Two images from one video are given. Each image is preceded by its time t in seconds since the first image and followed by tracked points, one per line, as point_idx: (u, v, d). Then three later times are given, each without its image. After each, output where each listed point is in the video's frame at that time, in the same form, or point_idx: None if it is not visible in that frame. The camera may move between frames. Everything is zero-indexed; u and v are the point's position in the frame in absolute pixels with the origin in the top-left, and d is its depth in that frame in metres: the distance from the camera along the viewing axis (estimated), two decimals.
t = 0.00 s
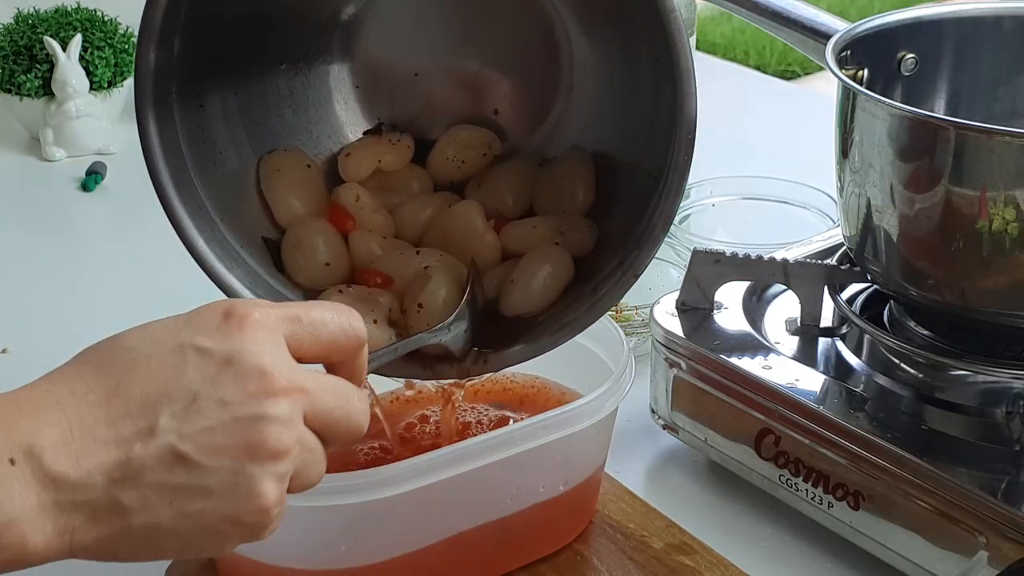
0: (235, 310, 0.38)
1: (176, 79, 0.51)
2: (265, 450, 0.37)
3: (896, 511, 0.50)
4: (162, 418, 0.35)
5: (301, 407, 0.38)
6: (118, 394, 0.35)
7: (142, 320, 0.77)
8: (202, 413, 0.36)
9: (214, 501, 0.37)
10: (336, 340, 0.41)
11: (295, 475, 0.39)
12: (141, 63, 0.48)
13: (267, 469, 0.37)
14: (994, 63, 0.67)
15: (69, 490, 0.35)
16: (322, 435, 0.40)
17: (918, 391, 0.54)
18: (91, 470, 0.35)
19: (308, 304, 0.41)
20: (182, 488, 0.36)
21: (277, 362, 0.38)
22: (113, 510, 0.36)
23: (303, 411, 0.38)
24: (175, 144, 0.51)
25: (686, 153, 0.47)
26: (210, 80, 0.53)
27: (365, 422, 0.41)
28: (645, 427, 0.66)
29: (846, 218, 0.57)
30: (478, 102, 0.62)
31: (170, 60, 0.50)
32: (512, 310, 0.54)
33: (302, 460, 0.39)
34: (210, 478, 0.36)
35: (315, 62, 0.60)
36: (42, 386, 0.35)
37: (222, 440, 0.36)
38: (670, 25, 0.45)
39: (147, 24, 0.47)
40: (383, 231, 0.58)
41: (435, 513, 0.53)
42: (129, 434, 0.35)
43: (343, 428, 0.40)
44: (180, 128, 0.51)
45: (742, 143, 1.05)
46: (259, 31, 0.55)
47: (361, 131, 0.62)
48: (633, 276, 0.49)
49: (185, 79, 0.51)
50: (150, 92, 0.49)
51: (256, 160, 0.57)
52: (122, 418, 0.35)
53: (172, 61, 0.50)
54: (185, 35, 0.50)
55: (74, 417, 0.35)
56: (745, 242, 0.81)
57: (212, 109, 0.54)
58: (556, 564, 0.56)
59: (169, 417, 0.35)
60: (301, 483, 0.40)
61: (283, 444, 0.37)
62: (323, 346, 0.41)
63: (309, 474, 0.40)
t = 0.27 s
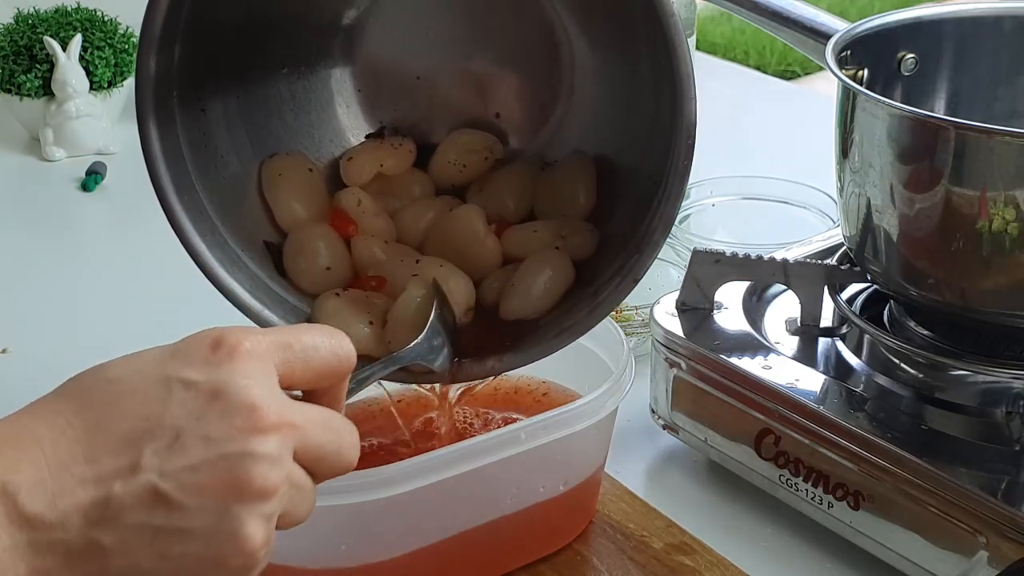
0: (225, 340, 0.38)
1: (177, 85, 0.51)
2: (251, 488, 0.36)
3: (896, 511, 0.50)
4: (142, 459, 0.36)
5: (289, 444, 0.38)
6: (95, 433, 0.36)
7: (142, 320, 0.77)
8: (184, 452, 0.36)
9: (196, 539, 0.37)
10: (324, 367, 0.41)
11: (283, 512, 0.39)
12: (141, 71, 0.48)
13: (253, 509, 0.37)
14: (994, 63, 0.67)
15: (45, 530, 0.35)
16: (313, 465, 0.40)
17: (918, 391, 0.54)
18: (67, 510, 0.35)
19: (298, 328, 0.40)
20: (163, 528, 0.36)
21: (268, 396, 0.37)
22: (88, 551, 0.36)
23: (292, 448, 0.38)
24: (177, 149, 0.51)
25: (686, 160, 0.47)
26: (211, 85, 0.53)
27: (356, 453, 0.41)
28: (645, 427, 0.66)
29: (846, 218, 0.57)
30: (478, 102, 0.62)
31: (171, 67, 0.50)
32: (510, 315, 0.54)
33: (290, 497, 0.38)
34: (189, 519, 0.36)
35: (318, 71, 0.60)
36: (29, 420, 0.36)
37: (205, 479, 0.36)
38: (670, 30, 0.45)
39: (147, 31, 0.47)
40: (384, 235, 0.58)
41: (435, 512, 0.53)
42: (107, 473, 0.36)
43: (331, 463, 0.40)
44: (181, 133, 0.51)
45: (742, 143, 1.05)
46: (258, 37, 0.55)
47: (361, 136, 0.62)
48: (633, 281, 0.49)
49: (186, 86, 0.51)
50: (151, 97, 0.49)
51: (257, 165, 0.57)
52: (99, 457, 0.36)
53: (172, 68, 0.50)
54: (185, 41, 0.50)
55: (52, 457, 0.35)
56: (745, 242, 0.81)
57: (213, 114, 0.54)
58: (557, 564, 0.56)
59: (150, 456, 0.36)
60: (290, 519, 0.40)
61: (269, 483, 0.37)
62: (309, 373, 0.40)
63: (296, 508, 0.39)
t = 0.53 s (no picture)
0: (184, 334, 0.37)
1: (181, 83, 0.51)
2: (214, 485, 0.37)
3: (896, 511, 0.50)
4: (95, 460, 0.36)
5: (253, 439, 0.38)
6: (52, 434, 0.36)
7: (142, 319, 0.77)
8: (142, 452, 0.36)
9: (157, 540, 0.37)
10: (285, 361, 0.41)
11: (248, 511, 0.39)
12: (145, 72, 0.48)
13: (216, 506, 0.37)
14: (994, 63, 0.67)
15: None
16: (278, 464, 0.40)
17: (918, 391, 0.54)
18: (23, 511, 0.36)
19: (256, 322, 0.40)
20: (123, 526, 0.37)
21: (230, 391, 0.37)
22: (45, 552, 0.37)
23: (256, 444, 0.38)
24: (182, 148, 0.51)
25: (688, 157, 0.48)
26: (216, 84, 0.53)
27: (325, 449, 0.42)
28: (645, 427, 0.66)
29: (846, 218, 0.57)
30: (478, 102, 0.62)
31: (175, 66, 0.50)
32: (516, 310, 0.54)
33: (253, 496, 0.38)
34: (147, 517, 0.36)
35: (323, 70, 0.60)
36: None
37: (162, 476, 0.36)
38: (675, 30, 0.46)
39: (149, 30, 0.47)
40: (390, 233, 0.58)
41: (435, 512, 0.53)
42: (64, 473, 0.36)
43: (297, 459, 0.40)
44: (186, 131, 0.51)
45: (742, 143, 1.05)
46: (262, 35, 0.55)
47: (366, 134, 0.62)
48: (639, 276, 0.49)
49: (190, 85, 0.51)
50: (155, 95, 0.49)
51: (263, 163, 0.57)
52: (54, 456, 0.36)
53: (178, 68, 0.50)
54: (189, 39, 0.50)
55: (10, 459, 0.36)
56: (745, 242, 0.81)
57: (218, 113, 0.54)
58: (557, 564, 0.56)
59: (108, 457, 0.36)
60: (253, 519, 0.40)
61: (232, 479, 0.37)
62: (271, 367, 0.40)
63: (261, 508, 0.40)
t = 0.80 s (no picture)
0: (208, 270, 0.36)
1: (182, 88, 0.51)
2: (255, 395, 0.35)
3: (896, 511, 0.50)
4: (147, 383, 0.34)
5: (289, 352, 0.36)
6: (97, 369, 0.34)
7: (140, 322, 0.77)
8: (184, 374, 0.35)
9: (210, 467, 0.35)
10: (310, 292, 0.39)
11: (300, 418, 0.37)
12: (146, 78, 0.48)
13: (260, 416, 0.35)
14: (994, 63, 0.67)
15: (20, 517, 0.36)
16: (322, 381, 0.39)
17: (918, 391, 0.54)
18: (77, 443, 0.34)
19: (275, 260, 0.38)
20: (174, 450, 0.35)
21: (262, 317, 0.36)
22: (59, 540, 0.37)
23: (294, 358, 0.37)
24: (184, 151, 0.51)
25: (689, 160, 0.48)
26: (218, 87, 0.53)
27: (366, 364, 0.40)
28: (644, 427, 0.66)
29: (846, 219, 0.57)
30: (478, 102, 0.62)
31: (175, 72, 0.50)
32: (517, 312, 0.54)
33: (301, 404, 0.37)
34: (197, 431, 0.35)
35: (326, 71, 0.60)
36: (25, 369, 0.35)
37: (204, 393, 0.35)
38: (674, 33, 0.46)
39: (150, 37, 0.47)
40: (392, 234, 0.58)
41: (434, 512, 0.53)
42: (112, 405, 0.34)
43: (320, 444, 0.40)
44: (188, 135, 0.51)
45: (741, 143, 1.05)
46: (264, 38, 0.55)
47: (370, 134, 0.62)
48: (640, 278, 0.49)
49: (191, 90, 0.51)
50: (155, 100, 0.49)
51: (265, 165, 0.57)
52: (102, 388, 0.34)
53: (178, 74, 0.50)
54: (189, 44, 0.50)
55: (58, 396, 0.34)
56: (745, 242, 0.81)
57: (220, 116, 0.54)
58: (557, 564, 0.56)
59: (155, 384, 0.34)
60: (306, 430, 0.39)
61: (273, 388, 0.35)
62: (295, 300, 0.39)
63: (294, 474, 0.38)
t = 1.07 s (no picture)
0: (179, 294, 0.39)
1: (184, 83, 0.51)
2: (236, 415, 0.37)
3: (896, 511, 0.50)
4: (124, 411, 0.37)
5: (265, 372, 0.38)
6: (73, 404, 0.37)
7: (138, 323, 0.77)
8: (162, 401, 0.37)
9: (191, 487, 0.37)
10: (279, 309, 0.42)
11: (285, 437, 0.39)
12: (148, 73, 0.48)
13: (245, 436, 0.37)
14: (993, 63, 0.67)
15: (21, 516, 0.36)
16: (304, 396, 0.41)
17: (918, 391, 0.54)
18: (56, 477, 0.36)
19: (244, 281, 0.41)
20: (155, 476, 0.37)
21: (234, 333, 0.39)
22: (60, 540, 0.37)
23: (271, 376, 0.39)
24: (187, 143, 0.51)
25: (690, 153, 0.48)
26: (219, 78, 0.53)
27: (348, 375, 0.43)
28: (644, 427, 0.66)
29: (846, 219, 0.57)
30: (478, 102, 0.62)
31: (179, 66, 0.50)
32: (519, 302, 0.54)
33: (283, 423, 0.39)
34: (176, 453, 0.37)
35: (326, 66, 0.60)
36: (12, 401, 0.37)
37: (184, 418, 0.37)
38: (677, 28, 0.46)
39: (153, 29, 0.47)
40: (394, 225, 0.58)
41: (435, 512, 0.53)
42: (90, 438, 0.37)
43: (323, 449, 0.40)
44: (190, 127, 0.51)
45: (741, 143, 1.05)
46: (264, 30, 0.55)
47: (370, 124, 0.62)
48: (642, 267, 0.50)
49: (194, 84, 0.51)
50: (158, 92, 0.49)
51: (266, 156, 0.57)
52: (77, 422, 0.37)
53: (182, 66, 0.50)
54: (192, 38, 0.50)
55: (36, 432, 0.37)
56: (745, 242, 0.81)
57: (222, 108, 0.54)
58: (557, 564, 0.56)
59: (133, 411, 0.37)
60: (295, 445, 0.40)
61: (252, 408, 0.37)
62: (265, 317, 0.41)
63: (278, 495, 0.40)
